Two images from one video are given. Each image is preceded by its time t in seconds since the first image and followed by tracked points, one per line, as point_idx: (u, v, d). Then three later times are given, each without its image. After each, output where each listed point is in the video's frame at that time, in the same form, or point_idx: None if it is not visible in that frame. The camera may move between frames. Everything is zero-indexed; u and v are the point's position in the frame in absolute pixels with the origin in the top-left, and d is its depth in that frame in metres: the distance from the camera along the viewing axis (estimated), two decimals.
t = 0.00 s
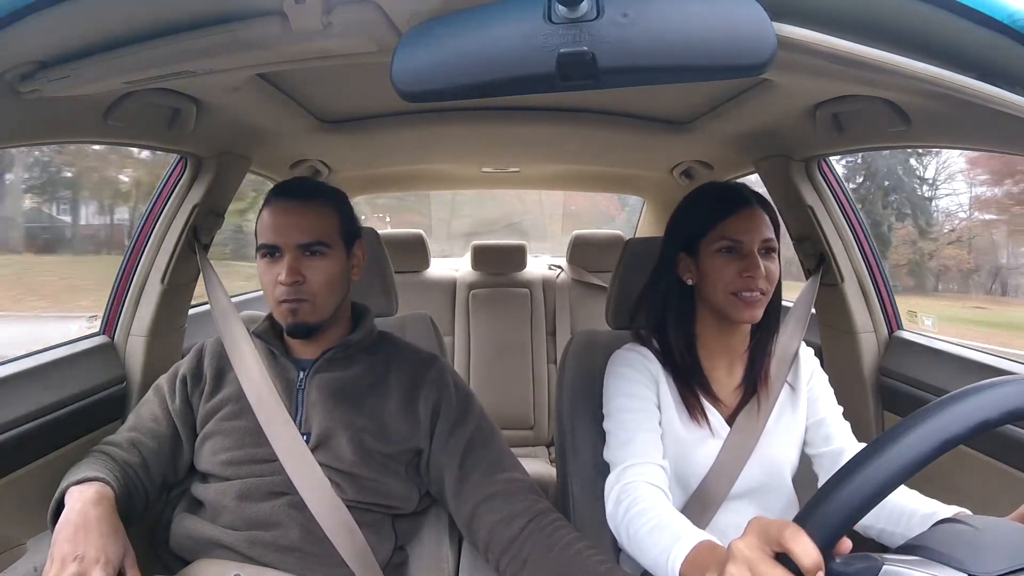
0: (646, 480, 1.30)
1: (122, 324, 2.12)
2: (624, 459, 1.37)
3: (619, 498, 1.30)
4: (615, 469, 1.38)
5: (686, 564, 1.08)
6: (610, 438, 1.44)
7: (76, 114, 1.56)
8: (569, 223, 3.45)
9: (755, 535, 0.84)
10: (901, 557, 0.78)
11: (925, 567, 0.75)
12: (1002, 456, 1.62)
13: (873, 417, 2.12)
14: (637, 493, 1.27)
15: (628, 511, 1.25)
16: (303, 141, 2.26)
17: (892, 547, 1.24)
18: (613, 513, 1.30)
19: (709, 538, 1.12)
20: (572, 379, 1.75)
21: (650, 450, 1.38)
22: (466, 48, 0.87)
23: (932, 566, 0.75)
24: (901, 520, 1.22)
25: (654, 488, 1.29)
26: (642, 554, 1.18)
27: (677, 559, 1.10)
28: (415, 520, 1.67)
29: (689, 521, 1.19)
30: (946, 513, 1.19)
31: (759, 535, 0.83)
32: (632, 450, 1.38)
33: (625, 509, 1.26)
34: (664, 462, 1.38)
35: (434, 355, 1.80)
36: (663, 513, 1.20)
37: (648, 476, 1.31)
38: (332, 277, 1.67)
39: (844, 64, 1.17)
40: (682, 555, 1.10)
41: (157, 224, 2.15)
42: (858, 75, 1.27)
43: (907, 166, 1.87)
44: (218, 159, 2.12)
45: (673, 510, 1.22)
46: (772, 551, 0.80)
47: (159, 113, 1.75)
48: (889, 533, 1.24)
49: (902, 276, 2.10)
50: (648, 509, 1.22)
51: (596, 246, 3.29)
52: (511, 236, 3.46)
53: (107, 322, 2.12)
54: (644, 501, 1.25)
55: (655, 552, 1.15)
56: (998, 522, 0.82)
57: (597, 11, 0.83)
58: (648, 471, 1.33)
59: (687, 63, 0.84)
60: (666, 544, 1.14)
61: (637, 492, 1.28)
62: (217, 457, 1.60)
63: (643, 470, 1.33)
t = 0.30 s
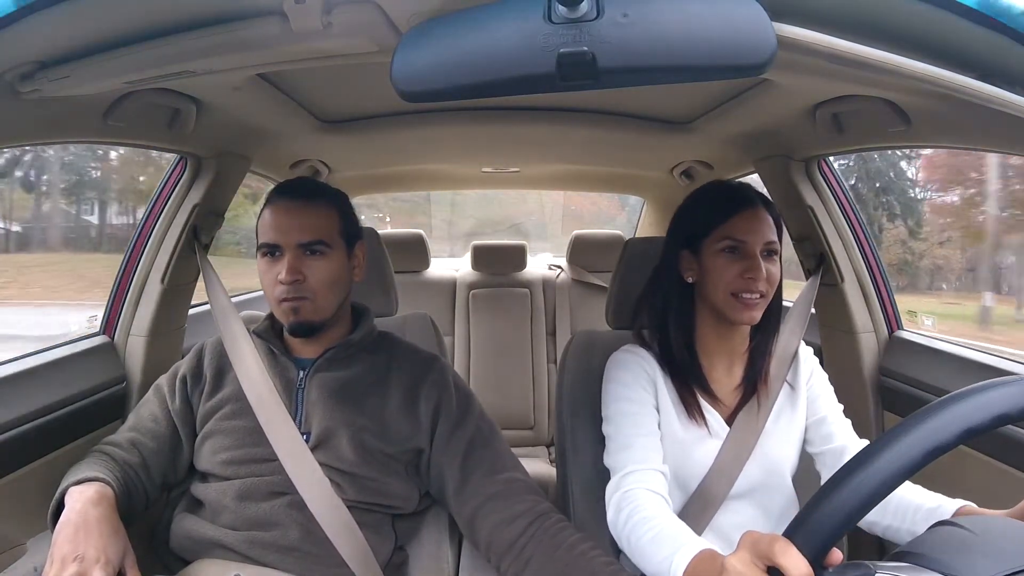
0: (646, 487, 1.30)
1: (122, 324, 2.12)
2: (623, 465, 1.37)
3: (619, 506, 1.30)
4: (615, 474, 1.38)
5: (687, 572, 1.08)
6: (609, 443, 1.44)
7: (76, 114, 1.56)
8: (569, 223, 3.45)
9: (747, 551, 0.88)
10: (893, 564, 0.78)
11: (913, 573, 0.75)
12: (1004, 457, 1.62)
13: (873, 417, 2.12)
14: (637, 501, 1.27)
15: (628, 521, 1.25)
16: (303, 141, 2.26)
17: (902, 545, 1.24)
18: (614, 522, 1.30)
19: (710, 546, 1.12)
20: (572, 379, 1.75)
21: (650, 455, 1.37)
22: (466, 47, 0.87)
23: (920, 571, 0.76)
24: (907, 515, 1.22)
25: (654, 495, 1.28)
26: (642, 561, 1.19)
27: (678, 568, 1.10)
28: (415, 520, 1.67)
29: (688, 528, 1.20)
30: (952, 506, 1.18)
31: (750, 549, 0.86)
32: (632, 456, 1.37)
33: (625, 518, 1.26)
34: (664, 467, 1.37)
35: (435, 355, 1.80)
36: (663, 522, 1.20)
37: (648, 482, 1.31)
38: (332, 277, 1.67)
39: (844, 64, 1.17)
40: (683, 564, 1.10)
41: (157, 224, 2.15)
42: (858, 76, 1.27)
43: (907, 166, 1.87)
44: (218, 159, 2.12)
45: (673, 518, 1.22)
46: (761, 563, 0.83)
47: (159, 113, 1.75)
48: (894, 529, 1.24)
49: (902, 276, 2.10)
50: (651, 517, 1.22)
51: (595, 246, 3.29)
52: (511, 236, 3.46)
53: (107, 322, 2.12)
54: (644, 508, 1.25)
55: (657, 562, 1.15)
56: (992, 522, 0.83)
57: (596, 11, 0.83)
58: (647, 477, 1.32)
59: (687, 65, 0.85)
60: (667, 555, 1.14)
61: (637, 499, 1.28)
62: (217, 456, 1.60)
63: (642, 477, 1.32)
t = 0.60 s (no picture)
0: (646, 488, 1.30)
1: (122, 324, 2.12)
2: (623, 466, 1.37)
3: (619, 506, 1.30)
4: (615, 476, 1.38)
5: (687, 571, 1.08)
6: (609, 443, 1.44)
7: (76, 114, 1.56)
8: (569, 223, 3.45)
9: (748, 550, 0.87)
10: (894, 563, 0.78)
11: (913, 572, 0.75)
12: (1004, 457, 1.62)
13: (873, 417, 2.12)
14: (636, 501, 1.27)
15: (629, 521, 1.25)
16: (303, 141, 2.26)
17: (902, 543, 1.24)
18: (614, 522, 1.30)
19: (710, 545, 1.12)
20: (572, 379, 1.75)
21: (649, 456, 1.37)
22: (467, 47, 0.87)
23: (921, 570, 0.76)
24: (906, 514, 1.22)
25: (654, 496, 1.29)
26: (642, 562, 1.19)
27: (678, 568, 1.10)
28: (415, 520, 1.67)
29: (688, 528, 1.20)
30: (950, 504, 1.18)
31: (751, 549, 0.86)
32: (632, 457, 1.37)
33: (625, 518, 1.26)
34: (664, 468, 1.37)
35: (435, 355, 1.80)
36: (664, 522, 1.20)
37: (647, 483, 1.31)
38: (332, 276, 1.67)
39: (844, 64, 1.17)
40: (683, 563, 1.10)
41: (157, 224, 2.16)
42: (859, 76, 1.27)
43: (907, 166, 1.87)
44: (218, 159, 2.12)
45: (674, 519, 1.22)
46: (761, 562, 0.83)
47: (159, 113, 1.75)
48: (893, 527, 1.24)
49: (902, 276, 2.10)
50: (651, 517, 1.22)
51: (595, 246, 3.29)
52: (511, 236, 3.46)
53: (107, 322, 2.12)
54: (644, 508, 1.25)
55: (658, 562, 1.15)
56: (991, 522, 0.83)
57: (597, 11, 0.83)
58: (647, 478, 1.32)
59: (687, 65, 0.85)
60: (668, 554, 1.14)
61: (637, 500, 1.28)
62: (217, 456, 1.60)
63: (642, 478, 1.32)
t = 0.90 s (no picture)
0: (646, 492, 1.30)
1: (122, 324, 2.12)
2: (623, 470, 1.37)
3: (619, 511, 1.30)
4: (615, 480, 1.38)
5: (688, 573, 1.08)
6: (608, 448, 1.44)
7: (76, 114, 1.56)
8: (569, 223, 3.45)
9: (746, 553, 0.87)
10: (893, 564, 0.78)
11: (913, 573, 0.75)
12: (1004, 457, 1.62)
13: (873, 417, 2.12)
14: (637, 505, 1.27)
15: (630, 524, 1.25)
16: (303, 141, 2.26)
17: (901, 542, 1.24)
18: (615, 526, 1.30)
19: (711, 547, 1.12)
20: (572, 379, 1.75)
21: (649, 459, 1.37)
22: (467, 47, 0.87)
23: (921, 570, 0.76)
24: (905, 512, 1.22)
25: (655, 500, 1.29)
26: (644, 565, 1.19)
27: (679, 570, 1.10)
28: (415, 521, 1.67)
29: (689, 531, 1.20)
30: (949, 502, 1.18)
31: (749, 551, 0.85)
32: (632, 461, 1.37)
33: (626, 522, 1.26)
34: (664, 471, 1.37)
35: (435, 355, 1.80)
36: (664, 525, 1.20)
37: (647, 486, 1.31)
38: (331, 277, 1.67)
39: (844, 64, 1.17)
40: (685, 565, 1.10)
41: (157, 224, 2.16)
42: (859, 75, 1.27)
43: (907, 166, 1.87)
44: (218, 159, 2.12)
45: (675, 522, 1.22)
46: (760, 565, 0.83)
47: (159, 113, 1.75)
48: (892, 527, 1.24)
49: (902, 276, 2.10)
50: (652, 521, 1.22)
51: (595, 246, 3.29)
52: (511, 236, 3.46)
53: (107, 322, 2.12)
54: (645, 512, 1.25)
55: (659, 564, 1.15)
56: (990, 521, 0.83)
57: (596, 11, 0.83)
58: (648, 481, 1.32)
59: (687, 65, 0.85)
60: (669, 556, 1.14)
61: (638, 504, 1.28)
62: (217, 457, 1.60)
63: (643, 481, 1.32)
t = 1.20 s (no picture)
0: (647, 493, 1.30)
1: (122, 324, 2.12)
2: (624, 470, 1.37)
3: (620, 512, 1.30)
4: (615, 482, 1.38)
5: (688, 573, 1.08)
6: (609, 449, 1.44)
7: (76, 114, 1.56)
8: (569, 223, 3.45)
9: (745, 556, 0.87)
10: (893, 565, 0.79)
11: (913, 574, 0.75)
12: (1004, 457, 1.62)
13: (873, 418, 2.12)
14: (637, 506, 1.27)
15: (630, 525, 1.25)
16: (303, 141, 2.26)
17: (901, 542, 1.24)
18: (616, 527, 1.30)
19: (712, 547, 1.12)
20: (572, 379, 1.75)
21: (649, 459, 1.37)
22: (467, 47, 0.87)
23: (920, 571, 0.76)
24: (904, 513, 1.22)
25: (655, 501, 1.29)
26: (644, 566, 1.19)
27: (680, 570, 1.10)
28: (415, 520, 1.67)
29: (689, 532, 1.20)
30: (949, 503, 1.18)
31: (748, 554, 0.85)
32: (632, 462, 1.37)
33: (626, 523, 1.26)
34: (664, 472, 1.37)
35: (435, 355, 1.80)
36: (665, 526, 1.20)
37: (648, 487, 1.31)
38: (330, 275, 1.67)
39: (844, 64, 1.17)
40: (685, 565, 1.10)
41: (157, 224, 2.16)
42: (859, 75, 1.27)
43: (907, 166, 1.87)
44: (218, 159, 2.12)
45: (675, 523, 1.22)
46: (760, 566, 0.82)
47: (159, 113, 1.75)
48: (891, 527, 1.24)
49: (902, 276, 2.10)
50: (652, 522, 1.22)
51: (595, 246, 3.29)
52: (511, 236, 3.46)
53: (107, 322, 2.12)
54: (646, 512, 1.25)
55: (659, 564, 1.15)
56: (990, 521, 0.83)
57: (596, 11, 0.83)
58: (648, 482, 1.32)
59: (687, 64, 0.85)
60: (670, 556, 1.14)
61: (639, 505, 1.28)
62: (217, 457, 1.60)
63: (643, 482, 1.32)
